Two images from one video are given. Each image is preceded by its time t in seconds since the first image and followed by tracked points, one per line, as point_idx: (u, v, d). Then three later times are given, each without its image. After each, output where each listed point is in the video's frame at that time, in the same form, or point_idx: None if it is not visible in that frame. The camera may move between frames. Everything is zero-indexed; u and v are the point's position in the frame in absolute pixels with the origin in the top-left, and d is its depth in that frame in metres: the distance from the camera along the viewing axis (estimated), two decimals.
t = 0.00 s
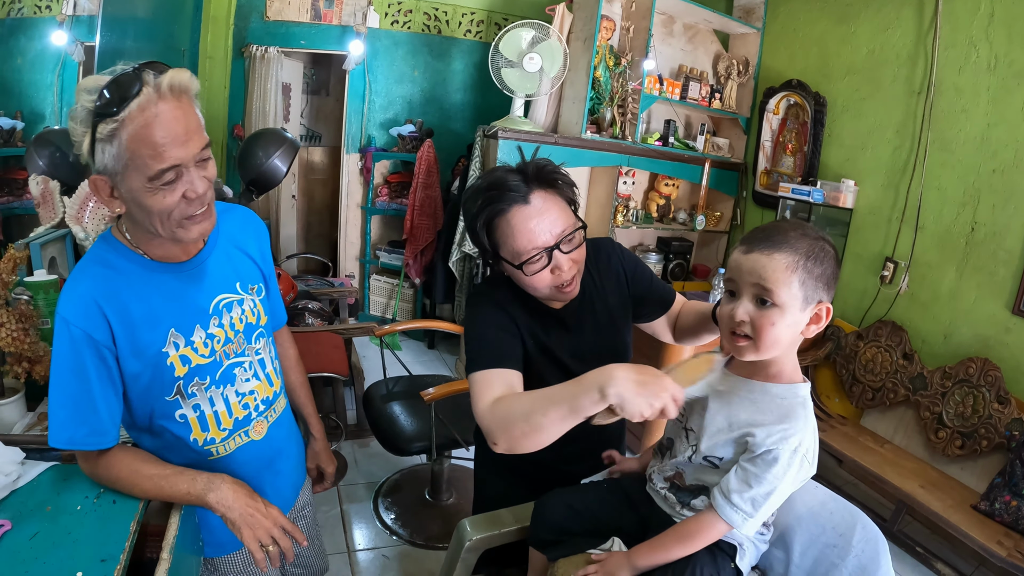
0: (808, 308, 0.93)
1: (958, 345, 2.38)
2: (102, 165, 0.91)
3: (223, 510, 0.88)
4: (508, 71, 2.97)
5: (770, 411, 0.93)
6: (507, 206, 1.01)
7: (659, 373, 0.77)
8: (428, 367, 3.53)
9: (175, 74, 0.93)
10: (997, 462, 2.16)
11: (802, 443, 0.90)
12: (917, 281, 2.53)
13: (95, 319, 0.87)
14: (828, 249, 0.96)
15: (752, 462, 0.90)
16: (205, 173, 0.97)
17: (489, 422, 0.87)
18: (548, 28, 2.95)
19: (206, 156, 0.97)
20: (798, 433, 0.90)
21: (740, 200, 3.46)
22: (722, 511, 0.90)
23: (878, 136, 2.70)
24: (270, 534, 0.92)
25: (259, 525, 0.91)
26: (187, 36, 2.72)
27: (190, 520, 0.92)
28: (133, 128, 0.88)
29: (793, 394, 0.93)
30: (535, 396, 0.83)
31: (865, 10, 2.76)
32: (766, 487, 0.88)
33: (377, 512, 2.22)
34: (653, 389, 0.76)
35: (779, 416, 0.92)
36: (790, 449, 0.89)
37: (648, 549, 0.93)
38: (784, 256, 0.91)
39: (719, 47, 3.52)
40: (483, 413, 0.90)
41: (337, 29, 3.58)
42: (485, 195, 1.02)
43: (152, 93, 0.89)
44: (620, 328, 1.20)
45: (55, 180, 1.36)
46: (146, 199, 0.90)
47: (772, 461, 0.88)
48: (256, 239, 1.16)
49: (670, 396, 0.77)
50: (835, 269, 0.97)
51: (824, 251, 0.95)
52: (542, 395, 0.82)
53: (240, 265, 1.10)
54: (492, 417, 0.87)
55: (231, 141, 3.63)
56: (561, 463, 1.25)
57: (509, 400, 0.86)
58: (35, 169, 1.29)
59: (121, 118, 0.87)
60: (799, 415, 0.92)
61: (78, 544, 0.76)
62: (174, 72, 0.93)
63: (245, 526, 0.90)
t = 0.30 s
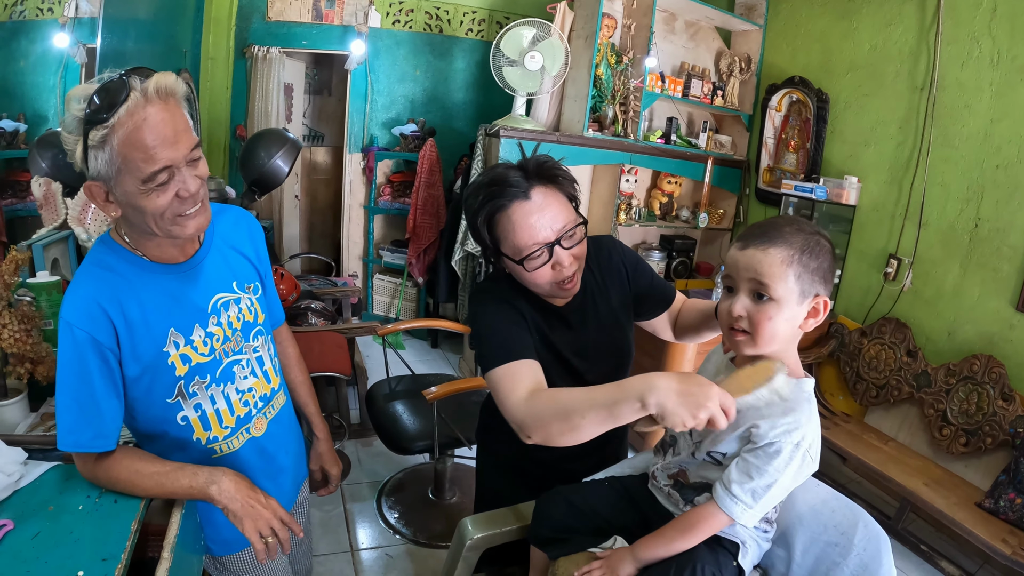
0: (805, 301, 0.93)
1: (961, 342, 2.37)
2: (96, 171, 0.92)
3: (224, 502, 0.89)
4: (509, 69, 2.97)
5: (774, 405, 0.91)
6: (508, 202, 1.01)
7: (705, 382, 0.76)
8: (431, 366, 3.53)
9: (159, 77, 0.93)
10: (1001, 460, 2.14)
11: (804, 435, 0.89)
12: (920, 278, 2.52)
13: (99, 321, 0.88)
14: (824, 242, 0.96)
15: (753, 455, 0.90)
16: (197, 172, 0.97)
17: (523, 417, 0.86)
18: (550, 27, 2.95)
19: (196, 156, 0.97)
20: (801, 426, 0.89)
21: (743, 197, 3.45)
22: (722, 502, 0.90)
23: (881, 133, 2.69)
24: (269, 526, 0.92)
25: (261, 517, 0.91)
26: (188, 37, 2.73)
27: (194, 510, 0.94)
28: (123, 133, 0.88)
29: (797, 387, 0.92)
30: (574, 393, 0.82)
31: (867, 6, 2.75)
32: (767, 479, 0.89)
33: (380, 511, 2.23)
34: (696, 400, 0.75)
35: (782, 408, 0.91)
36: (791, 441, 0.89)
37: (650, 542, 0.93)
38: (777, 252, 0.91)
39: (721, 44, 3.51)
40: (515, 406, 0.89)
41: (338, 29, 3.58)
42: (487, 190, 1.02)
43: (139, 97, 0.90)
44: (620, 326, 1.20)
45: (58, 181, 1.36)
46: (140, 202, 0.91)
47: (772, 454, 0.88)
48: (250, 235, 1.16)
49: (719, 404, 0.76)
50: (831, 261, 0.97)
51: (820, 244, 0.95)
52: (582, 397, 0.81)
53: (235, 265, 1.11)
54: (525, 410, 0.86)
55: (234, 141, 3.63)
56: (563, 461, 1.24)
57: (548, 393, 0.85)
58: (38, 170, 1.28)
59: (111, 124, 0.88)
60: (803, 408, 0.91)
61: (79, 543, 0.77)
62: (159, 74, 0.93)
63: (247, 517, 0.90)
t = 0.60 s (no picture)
0: (790, 295, 0.93)
1: (963, 342, 2.37)
2: (104, 167, 0.92)
3: (226, 500, 0.89)
4: (510, 68, 2.96)
5: (767, 398, 0.93)
6: (519, 193, 1.01)
7: (643, 395, 0.74)
8: (433, 365, 3.53)
9: (167, 76, 0.93)
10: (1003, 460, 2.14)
11: (797, 426, 0.90)
12: (923, 277, 2.51)
13: (103, 316, 0.87)
14: (816, 238, 0.96)
15: (746, 445, 0.91)
16: (201, 168, 0.98)
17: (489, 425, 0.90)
18: (551, 25, 2.95)
19: (201, 153, 0.97)
20: (795, 418, 0.90)
21: (744, 196, 3.44)
22: (715, 491, 0.90)
23: (883, 131, 2.68)
24: (270, 526, 0.92)
25: (261, 516, 0.91)
26: (190, 36, 2.73)
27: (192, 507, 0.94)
28: (131, 129, 0.89)
29: (789, 381, 0.94)
30: (530, 410, 0.84)
31: (868, 5, 2.74)
32: (759, 469, 0.89)
33: (381, 510, 2.23)
34: (631, 415, 0.74)
35: (777, 399, 0.92)
36: (785, 431, 0.89)
37: (647, 537, 0.93)
38: (760, 247, 0.92)
39: (723, 43, 3.50)
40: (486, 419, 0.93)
41: (340, 28, 3.58)
42: (498, 180, 1.02)
43: (147, 95, 0.90)
44: (623, 326, 1.19)
45: (59, 180, 1.36)
46: (147, 195, 0.91)
47: (765, 443, 0.89)
48: (248, 238, 1.16)
49: (659, 415, 0.74)
50: (825, 255, 0.97)
51: (812, 240, 0.95)
52: (536, 412, 0.82)
53: (234, 262, 1.11)
54: (492, 422, 0.89)
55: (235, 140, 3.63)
56: (564, 459, 1.24)
57: (510, 408, 0.88)
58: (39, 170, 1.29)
59: (120, 121, 0.88)
60: (796, 399, 0.92)
61: (76, 542, 0.77)
62: (167, 74, 0.93)
63: (248, 516, 0.90)
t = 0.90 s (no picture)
0: (743, 289, 0.92)
1: (967, 342, 2.35)
2: (101, 166, 0.92)
3: (228, 500, 0.89)
4: (513, 68, 2.97)
5: (746, 392, 0.93)
6: (528, 185, 1.01)
7: (632, 380, 0.85)
8: (435, 365, 3.54)
9: (163, 76, 0.94)
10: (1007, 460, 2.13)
11: (779, 420, 0.90)
12: (926, 276, 2.50)
13: (106, 315, 0.88)
14: (798, 238, 0.93)
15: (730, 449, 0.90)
16: (198, 167, 0.98)
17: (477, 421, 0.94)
18: (554, 25, 2.94)
19: (197, 151, 0.98)
20: (773, 413, 0.90)
21: (748, 196, 3.44)
22: (718, 499, 0.90)
23: (886, 131, 2.68)
24: (272, 526, 0.92)
25: (263, 517, 0.91)
26: (192, 37, 2.74)
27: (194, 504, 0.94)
28: (127, 127, 0.89)
29: (769, 373, 0.94)
30: (520, 403, 0.90)
31: (871, 4, 2.73)
32: (754, 471, 0.89)
33: (383, 510, 2.23)
34: (622, 397, 0.84)
35: (762, 394, 0.92)
36: (767, 427, 0.89)
37: (658, 537, 0.92)
38: (726, 239, 0.95)
39: (726, 43, 3.50)
40: (473, 415, 0.97)
41: (342, 28, 3.58)
42: (507, 173, 1.02)
43: (144, 94, 0.91)
44: (627, 327, 1.19)
45: (61, 180, 1.39)
46: (144, 193, 0.92)
47: (748, 443, 0.89)
48: (247, 236, 1.17)
49: (645, 399, 0.84)
50: (808, 258, 0.92)
51: (790, 238, 0.92)
52: (529, 400, 0.89)
53: (235, 260, 1.11)
54: (479, 417, 0.94)
55: (238, 141, 3.64)
56: (568, 459, 1.23)
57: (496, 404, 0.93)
58: (43, 169, 1.32)
59: (116, 120, 0.89)
60: (774, 393, 0.92)
61: (77, 541, 0.77)
62: (162, 74, 0.94)
63: (250, 517, 0.90)
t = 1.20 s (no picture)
0: (718, 277, 0.95)
1: (971, 342, 2.34)
2: (106, 165, 0.92)
3: (230, 498, 0.89)
4: (516, 67, 2.97)
5: (732, 390, 0.93)
6: (527, 173, 1.02)
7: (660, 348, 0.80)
8: (438, 365, 3.54)
9: (171, 79, 0.95)
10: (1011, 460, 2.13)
11: (766, 418, 0.89)
12: (930, 276, 2.49)
13: (106, 314, 0.88)
14: (784, 234, 0.92)
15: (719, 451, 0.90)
16: (201, 169, 0.99)
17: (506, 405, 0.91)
18: (557, 25, 2.94)
19: (200, 153, 0.99)
20: (759, 412, 0.89)
21: (751, 196, 3.43)
22: (712, 499, 0.91)
23: (890, 130, 2.66)
24: (275, 524, 0.92)
25: (265, 514, 0.91)
26: (196, 36, 2.75)
27: (194, 501, 0.94)
28: (135, 127, 0.90)
29: (756, 370, 0.93)
30: (545, 381, 0.87)
31: (875, 3, 2.72)
32: (742, 471, 0.88)
33: (386, 510, 2.23)
34: (648, 364, 0.78)
35: (749, 393, 0.91)
36: (753, 427, 0.89)
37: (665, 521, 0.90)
38: (711, 232, 0.97)
39: (729, 42, 3.49)
40: (500, 399, 0.94)
41: (346, 28, 3.59)
42: (507, 161, 1.04)
43: (152, 95, 0.92)
44: (630, 325, 1.18)
45: (65, 179, 1.40)
46: (147, 192, 0.92)
47: (736, 446, 0.88)
48: (247, 240, 1.17)
49: (674, 367, 0.78)
50: (791, 255, 0.92)
51: (774, 234, 0.91)
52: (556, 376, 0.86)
53: (234, 262, 1.12)
54: (510, 399, 0.91)
55: (242, 140, 3.65)
56: (571, 459, 1.23)
57: (519, 387, 0.91)
58: (47, 169, 1.32)
59: (124, 119, 0.89)
60: (759, 391, 0.91)
61: (80, 538, 0.78)
62: (171, 77, 0.95)
63: (252, 514, 0.90)
